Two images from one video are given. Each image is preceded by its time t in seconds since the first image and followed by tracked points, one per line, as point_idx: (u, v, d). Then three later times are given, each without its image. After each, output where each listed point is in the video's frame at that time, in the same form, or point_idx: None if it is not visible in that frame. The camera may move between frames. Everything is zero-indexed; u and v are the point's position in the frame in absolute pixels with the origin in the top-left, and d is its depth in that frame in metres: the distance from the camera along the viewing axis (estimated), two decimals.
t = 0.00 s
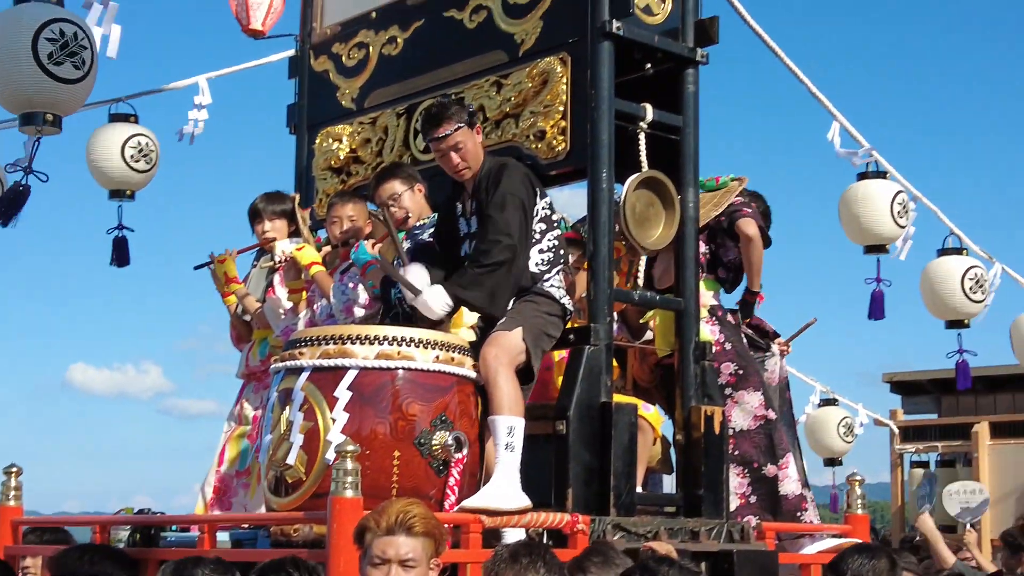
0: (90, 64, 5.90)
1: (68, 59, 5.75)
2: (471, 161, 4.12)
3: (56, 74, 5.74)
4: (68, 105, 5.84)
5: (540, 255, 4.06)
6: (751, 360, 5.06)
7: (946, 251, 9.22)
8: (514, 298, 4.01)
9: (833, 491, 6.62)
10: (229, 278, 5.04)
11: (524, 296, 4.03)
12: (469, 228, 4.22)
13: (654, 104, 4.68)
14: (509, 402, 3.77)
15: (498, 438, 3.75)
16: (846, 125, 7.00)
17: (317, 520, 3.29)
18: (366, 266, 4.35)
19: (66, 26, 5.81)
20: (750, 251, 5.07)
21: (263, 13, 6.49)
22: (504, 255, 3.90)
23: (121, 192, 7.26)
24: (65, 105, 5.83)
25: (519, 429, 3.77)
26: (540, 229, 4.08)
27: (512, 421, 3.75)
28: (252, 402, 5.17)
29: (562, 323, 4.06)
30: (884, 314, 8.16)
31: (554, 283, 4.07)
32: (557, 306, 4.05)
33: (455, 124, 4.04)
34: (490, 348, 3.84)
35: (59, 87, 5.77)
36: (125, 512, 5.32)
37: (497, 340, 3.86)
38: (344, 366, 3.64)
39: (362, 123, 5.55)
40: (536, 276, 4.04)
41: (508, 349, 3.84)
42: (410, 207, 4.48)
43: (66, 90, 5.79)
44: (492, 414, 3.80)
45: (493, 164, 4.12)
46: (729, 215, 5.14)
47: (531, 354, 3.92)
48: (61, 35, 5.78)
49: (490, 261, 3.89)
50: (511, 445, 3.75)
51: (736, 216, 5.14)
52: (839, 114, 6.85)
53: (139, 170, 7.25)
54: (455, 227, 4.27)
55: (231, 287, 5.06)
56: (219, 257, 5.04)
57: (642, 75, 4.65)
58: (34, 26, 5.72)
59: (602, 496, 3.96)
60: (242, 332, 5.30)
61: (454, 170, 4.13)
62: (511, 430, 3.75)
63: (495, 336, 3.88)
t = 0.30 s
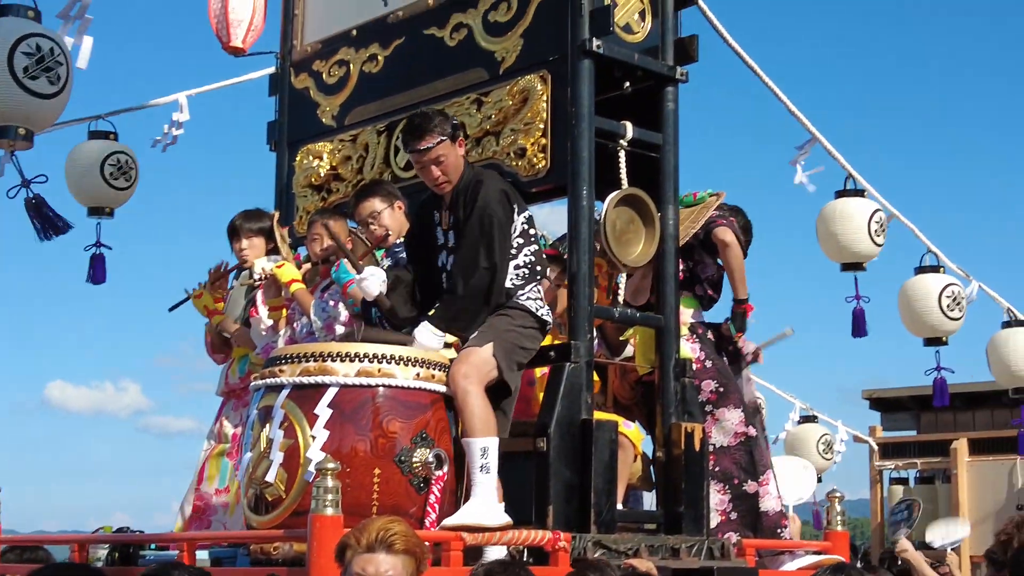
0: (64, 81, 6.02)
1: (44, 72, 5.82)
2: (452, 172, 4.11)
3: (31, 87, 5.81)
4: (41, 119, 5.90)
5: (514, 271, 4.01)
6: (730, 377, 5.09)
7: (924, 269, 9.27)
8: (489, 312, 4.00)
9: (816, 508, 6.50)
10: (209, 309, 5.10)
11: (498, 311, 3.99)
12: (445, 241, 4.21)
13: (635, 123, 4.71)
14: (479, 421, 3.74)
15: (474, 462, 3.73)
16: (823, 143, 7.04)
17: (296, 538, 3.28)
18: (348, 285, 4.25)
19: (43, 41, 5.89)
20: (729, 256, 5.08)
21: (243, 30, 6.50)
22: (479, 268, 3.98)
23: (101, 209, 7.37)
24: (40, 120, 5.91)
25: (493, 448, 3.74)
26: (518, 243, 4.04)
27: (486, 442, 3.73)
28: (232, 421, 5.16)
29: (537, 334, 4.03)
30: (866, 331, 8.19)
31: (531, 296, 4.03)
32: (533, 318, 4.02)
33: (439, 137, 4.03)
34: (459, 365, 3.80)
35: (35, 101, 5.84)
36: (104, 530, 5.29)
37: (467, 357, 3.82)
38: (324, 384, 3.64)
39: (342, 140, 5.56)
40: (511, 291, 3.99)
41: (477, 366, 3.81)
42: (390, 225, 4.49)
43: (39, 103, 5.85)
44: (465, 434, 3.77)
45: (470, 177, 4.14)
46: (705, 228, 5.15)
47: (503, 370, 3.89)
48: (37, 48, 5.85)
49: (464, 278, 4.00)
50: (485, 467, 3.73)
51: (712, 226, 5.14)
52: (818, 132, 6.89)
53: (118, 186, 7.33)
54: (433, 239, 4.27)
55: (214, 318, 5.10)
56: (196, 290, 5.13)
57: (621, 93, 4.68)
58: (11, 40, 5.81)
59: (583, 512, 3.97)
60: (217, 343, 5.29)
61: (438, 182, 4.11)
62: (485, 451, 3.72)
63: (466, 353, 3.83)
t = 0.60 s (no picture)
0: (55, 94, 6.22)
1: (34, 87, 6.07)
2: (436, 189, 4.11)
3: (22, 104, 6.07)
4: (34, 134, 6.16)
5: (501, 285, 4.00)
6: (715, 390, 5.10)
7: (908, 283, 9.31)
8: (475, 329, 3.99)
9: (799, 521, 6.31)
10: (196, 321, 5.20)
11: (484, 327, 3.98)
12: (430, 260, 4.18)
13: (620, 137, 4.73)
14: (462, 436, 3.73)
15: (458, 476, 3.72)
16: (807, 157, 7.07)
17: (282, 552, 3.26)
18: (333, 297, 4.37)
19: (32, 56, 6.14)
20: (709, 270, 5.05)
21: (229, 44, 6.49)
22: (461, 284, 3.96)
23: (83, 224, 7.38)
24: (31, 134, 6.14)
25: (477, 462, 3.73)
26: (502, 258, 4.03)
27: (470, 456, 3.72)
28: (217, 435, 5.14)
29: (526, 350, 4.02)
30: (853, 344, 8.22)
31: (516, 312, 4.02)
32: (519, 334, 4.01)
33: (420, 153, 4.05)
34: (442, 380, 3.78)
35: (27, 118, 6.10)
36: (87, 544, 5.27)
37: (449, 370, 3.80)
38: (308, 398, 3.63)
39: (327, 154, 5.56)
40: (497, 306, 3.98)
41: (460, 380, 3.79)
42: (377, 238, 4.47)
43: (33, 119, 6.12)
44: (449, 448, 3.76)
45: (452, 198, 4.13)
46: (687, 241, 5.14)
47: (487, 385, 3.87)
48: (27, 64, 6.11)
49: (449, 298, 3.96)
50: (471, 481, 3.71)
51: (695, 238, 5.13)
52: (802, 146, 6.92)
53: (103, 201, 7.34)
54: (417, 258, 4.23)
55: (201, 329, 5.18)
56: (184, 301, 5.20)
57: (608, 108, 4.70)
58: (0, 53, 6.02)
59: (569, 525, 3.96)
60: (198, 350, 5.30)
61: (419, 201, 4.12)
62: (469, 466, 3.71)
63: (450, 368, 3.82)
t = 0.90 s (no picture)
0: (30, 110, 6.22)
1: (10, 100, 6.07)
2: (423, 198, 4.13)
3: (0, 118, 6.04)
4: (7, 146, 6.11)
5: (492, 296, 4.03)
6: (702, 404, 5.12)
7: (895, 295, 9.33)
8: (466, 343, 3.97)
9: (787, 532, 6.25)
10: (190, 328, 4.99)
11: (477, 340, 3.98)
12: (421, 275, 4.15)
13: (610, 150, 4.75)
14: (462, 444, 3.73)
15: (453, 482, 3.69)
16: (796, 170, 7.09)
17: (271, 566, 3.25)
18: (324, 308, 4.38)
19: (12, 71, 6.20)
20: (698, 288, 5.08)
21: (217, 57, 6.49)
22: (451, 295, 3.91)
23: (74, 235, 7.37)
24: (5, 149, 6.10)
25: (473, 471, 3.70)
26: (492, 271, 4.04)
27: (465, 463, 3.70)
28: (205, 450, 5.13)
29: (519, 363, 4.03)
30: (843, 356, 8.23)
31: (507, 325, 4.04)
32: (512, 347, 4.02)
33: (410, 161, 4.14)
34: (443, 389, 3.79)
35: (4, 132, 6.08)
36: (75, 558, 5.25)
37: (450, 381, 3.81)
38: (297, 412, 3.62)
39: (317, 167, 5.55)
40: (488, 317, 3.99)
41: (462, 391, 3.79)
42: (370, 251, 4.47)
43: (5, 131, 6.08)
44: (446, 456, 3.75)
45: (441, 213, 4.11)
46: (674, 255, 5.13)
47: (486, 397, 3.87)
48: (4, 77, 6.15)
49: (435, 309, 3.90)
50: (465, 488, 3.68)
51: (681, 252, 5.14)
52: (790, 159, 6.94)
53: (93, 213, 7.34)
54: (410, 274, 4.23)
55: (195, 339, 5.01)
56: (180, 306, 4.98)
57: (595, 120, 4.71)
58: None
59: (558, 537, 3.96)
60: (183, 359, 5.26)
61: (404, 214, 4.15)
62: (464, 472, 3.69)
63: (450, 376, 3.82)
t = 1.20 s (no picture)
0: (36, 115, 6.23)
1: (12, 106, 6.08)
2: (426, 195, 4.13)
3: (3, 124, 6.04)
4: (14, 154, 6.12)
5: (490, 305, 4.03)
6: (697, 409, 5.13)
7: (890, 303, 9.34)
8: (462, 350, 3.95)
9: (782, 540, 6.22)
10: (179, 328, 4.92)
11: (473, 348, 3.97)
12: (419, 279, 4.15)
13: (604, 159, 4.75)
14: (459, 455, 3.71)
15: (449, 492, 3.68)
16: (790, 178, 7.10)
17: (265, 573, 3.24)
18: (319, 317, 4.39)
19: (14, 77, 6.17)
20: (699, 279, 5.11)
21: (211, 65, 6.49)
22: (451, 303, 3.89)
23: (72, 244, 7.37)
24: (12, 157, 6.10)
25: (470, 482, 3.70)
26: (492, 280, 4.06)
27: (463, 473, 3.69)
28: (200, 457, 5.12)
29: (513, 371, 4.02)
30: (836, 365, 8.24)
31: (503, 333, 4.04)
32: (507, 355, 4.01)
33: (416, 160, 4.14)
34: (440, 400, 3.78)
35: (8, 138, 6.07)
36: (68, 566, 5.24)
37: (448, 392, 3.80)
38: (292, 420, 3.61)
39: (311, 174, 5.55)
40: (484, 326, 3.99)
41: (459, 401, 3.79)
42: (364, 258, 4.47)
43: (13, 138, 6.09)
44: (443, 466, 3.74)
45: (444, 219, 4.10)
46: (673, 252, 5.21)
47: (482, 407, 3.86)
48: (7, 84, 6.13)
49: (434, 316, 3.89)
50: (461, 498, 3.68)
51: (679, 250, 5.21)
52: (784, 167, 6.94)
53: (89, 221, 7.33)
54: (406, 279, 4.22)
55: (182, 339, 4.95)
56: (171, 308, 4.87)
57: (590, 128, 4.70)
58: None
59: (554, 545, 3.95)
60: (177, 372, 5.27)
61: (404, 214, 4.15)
62: (462, 483, 3.68)
63: (447, 390, 3.81)
